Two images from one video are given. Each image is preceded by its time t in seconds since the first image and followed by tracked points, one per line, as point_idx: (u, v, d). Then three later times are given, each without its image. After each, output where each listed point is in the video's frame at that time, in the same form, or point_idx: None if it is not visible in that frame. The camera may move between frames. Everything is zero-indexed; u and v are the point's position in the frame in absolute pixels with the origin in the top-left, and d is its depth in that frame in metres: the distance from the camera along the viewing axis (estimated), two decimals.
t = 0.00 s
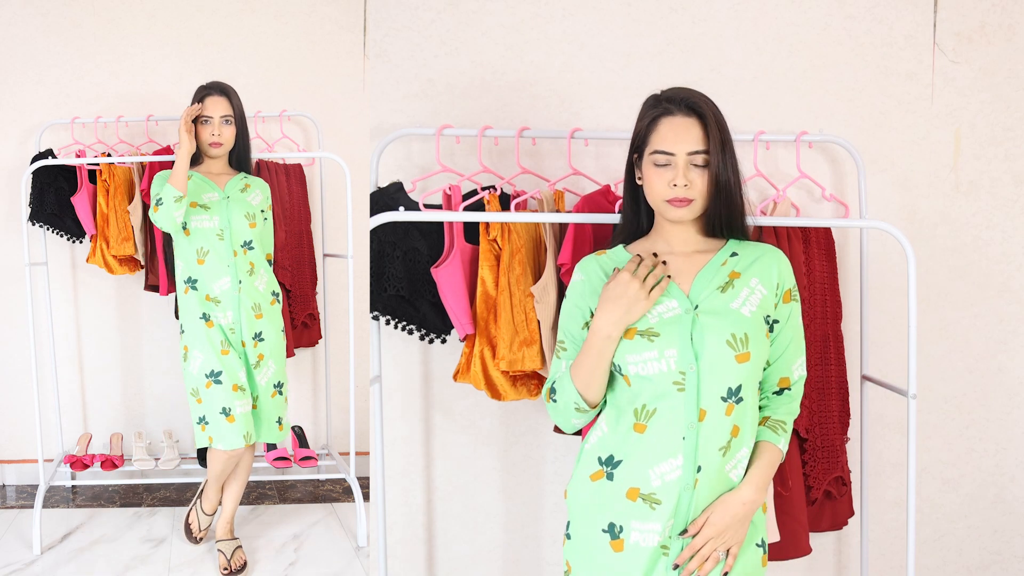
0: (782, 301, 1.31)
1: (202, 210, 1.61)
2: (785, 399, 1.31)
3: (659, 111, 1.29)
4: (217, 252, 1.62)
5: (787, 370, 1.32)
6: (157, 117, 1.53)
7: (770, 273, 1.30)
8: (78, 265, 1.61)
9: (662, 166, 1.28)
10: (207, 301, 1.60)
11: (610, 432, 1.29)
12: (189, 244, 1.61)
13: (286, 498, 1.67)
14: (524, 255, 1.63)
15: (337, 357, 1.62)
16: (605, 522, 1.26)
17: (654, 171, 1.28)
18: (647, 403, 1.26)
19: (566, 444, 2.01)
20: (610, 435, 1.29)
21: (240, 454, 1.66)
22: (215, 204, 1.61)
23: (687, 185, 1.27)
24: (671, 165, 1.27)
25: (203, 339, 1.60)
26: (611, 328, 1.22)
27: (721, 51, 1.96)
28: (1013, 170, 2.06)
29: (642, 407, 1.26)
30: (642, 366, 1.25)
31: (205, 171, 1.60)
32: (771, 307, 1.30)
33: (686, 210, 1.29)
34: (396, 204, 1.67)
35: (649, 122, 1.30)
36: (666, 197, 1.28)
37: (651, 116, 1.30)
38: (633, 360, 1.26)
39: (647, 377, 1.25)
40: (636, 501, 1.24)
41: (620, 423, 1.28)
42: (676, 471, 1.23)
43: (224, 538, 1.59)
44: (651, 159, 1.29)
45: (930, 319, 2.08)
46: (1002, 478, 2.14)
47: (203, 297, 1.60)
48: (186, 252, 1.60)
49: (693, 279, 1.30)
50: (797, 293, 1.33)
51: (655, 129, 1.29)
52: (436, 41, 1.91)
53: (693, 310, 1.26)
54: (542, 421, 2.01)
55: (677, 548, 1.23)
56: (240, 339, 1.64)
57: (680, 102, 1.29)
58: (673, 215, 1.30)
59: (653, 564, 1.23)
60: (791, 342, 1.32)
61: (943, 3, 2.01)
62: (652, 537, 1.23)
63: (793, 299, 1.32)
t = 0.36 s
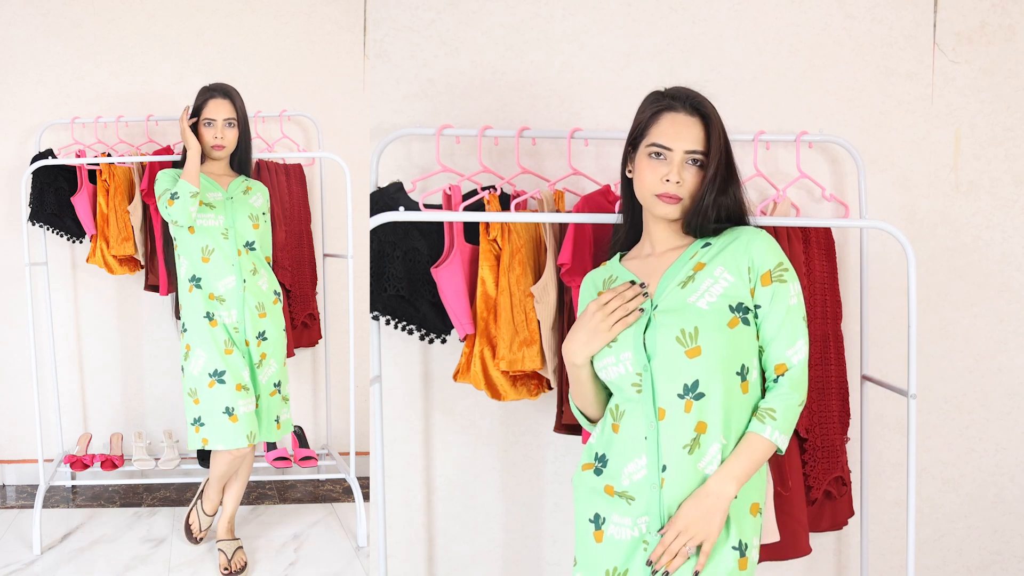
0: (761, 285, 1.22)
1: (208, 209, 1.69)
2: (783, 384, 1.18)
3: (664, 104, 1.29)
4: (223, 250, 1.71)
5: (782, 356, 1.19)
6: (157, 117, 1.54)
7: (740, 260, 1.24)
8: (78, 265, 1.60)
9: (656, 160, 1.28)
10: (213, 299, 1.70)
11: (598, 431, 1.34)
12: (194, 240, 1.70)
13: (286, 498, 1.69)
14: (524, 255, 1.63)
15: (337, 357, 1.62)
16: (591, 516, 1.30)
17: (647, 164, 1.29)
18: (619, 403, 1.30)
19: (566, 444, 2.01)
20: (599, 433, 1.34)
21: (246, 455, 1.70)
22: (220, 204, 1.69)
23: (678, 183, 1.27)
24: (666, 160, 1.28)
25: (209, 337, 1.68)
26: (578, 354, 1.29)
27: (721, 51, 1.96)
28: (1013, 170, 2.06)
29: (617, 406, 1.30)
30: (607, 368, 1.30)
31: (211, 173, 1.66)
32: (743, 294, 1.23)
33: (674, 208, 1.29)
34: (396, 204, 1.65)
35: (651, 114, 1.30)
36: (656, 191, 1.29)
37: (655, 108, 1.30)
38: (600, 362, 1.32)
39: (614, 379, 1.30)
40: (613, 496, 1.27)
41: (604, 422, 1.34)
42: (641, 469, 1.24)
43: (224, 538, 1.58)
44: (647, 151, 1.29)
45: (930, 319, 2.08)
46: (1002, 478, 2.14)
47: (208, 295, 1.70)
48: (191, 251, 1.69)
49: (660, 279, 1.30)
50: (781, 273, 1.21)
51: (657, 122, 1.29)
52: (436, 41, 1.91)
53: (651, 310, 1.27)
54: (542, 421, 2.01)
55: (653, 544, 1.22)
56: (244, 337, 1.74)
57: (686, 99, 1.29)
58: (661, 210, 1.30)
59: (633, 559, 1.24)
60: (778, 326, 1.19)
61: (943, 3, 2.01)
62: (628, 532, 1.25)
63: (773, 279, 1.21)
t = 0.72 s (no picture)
0: (775, 292, 1.26)
1: (192, 209, 1.76)
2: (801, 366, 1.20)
3: (670, 105, 1.30)
4: (207, 251, 1.77)
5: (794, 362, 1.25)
6: (157, 117, 1.55)
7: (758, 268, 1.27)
8: (78, 265, 1.60)
9: (666, 161, 1.28)
10: (196, 299, 1.72)
11: (598, 433, 1.31)
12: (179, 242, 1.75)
13: (286, 498, 1.71)
14: (524, 255, 1.63)
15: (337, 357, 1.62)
16: (590, 521, 1.27)
17: (658, 165, 1.28)
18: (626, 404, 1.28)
19: (566, 444, 2.01)
20: (599, 435, 1.31)
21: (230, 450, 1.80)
22: (206, 204, 1.77)
23: (690, 182, 1.27)
24: (676, 160, 1.28)
25: (185, 337, 1.68)
26: (597, 390, 1.24)
27: (721, 51, 1.96)
28: (1013, 170, 2.06)
29: (624, 407, 1.28)
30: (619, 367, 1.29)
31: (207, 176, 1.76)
32: (760, 302, 1.27)
33: (687, 207, 1.28)
34: (396, 204, 1.63)
35: (657, 116, 1.31)
36: (668, 191, 1.28)
37: (661, 110, 1.30)
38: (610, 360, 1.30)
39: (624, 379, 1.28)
40: (617, 500, 1.25)
41: (606, 423, 1.30)
42: (652, 471, 1.22)
43: (224, 538, 1.58)
44: (657, 153, 1.29)
45: (930, 319, 2.08)
46: (1002, 478, 2.14)
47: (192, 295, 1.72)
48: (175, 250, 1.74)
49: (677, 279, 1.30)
50: (796, 283, 1.26)
51: (663, 123, 1.29)
52: (436, 41, 1.91)
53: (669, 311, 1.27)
54: (542, 421, 2.01)
55: (662, 548, 1.20)
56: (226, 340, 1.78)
57: (691, 99, 1.29)
58: (675, 210, 1.29)
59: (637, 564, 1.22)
60: (795, 330, 1.24)
61: (943, 3, 2.01)
62: (634, 536, 1.22)
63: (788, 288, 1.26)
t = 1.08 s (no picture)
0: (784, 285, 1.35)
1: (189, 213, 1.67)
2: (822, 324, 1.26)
3: (672, 106, 1.29)
4: (203, 255, 1.71)
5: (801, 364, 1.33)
6: (157, 117, 1.54)
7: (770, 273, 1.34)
8: (78, 265, 1.60)
9: (676, 162, 1.27)
10: (194, 303, 1.69)
11: (612, 434, 1.27)
12: (178, 247, 1.69)
13: (286, 498, 1.70)
14: (524, 255, 1.63)
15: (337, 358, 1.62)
16: (609, 528, 1.24)
17: (669, 167, 1.27)
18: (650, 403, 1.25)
19: (566, 444, 2.01)
20: (613, 436, 1.27)
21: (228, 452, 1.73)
22: (201, 207, 1.69)
23: (704, 178, 1.25)
24: (686, 159, 1.26)
25: (183, 343, 1.64)
26: (633, 404, 1.20)
27: (721, 51, 1.96)
28: (1013, 170, 2.06)
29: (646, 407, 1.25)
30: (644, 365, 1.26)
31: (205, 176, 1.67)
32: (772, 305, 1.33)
33: (703, 203, 1.26)
34: (396, 204, 1.61)
35: (661, 118, 1.30)
36: (682, 190, 1.26)
37: (664, 112, 1.30)
38: (634, 357, 1.27)
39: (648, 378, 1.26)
40: (641, 505, 1.23)
41: (621, 422, 1.26)
42: (680, 475, 1.22)
43: (223, 538, 1.59)
44: (667, 154, 1.28)
45: (930, 319, 2.08)
46: (1002, 478, 2.14)
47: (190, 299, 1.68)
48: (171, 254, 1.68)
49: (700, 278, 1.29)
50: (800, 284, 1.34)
51: (669, 124, 1.28)
52: (436, 41, 1.91)
53: (697, 311, 1.27)
54: (542, 421, 2.01)
55: (686, 553, 1.22)
56: (225, 342, 1.73)
57: (693, 97, 1.29)
58: (691, 209, 1.27)
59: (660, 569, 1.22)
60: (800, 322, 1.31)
61: (943, 3, 2.01)
62: (657, 543, 1.22)
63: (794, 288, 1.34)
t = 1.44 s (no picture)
0: (784, 280, 1.31)
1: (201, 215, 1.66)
2: (790, 325, 1.21)
3: (678, 104, 1.29)
4: (219, 255, 1.69)
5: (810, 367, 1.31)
6: (157, 117, 1.54)
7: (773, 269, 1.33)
8: (78, 265, 1.60)
9: (684, 160, 1.27)
10: (211, 304, 1.67)
11: (617, 433, 1.28)
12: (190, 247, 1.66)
13: (286, 498, 1.68)
14: (524, 255, 1.63)
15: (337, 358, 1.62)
16: (609, 527, 1.25)
17: (677, 165, 1.27)
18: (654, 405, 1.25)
19: (566, 444, 2.01)
20: (617, 436, 1.28)
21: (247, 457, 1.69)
22: (214, 208, 1.67)
23: (713, 175, 1.25)
24: (695, 157, 1.26)
25: (207, 343, 1.66)
26: (647, 410, 1.20)
27: (721, 51, 1.96)
28: (1013, 170, 2.06)
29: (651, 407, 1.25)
30: (647, 366, 1.26)
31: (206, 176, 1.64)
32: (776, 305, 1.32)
33: (713, 200, 1.27)
34: (396, 204, 1.63)
35: (667, 116, 1.30)
36: (692, 188, 1.26)
37: (670, 110, 1.30)
38: (637, 359, 1.27)
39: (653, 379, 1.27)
40: (641, 505, 1.23)
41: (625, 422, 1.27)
42: (682, 476, 1.22)
43: (224, 538, 1.57)
44: (674, 152, 1.28)
45: (930, 319, 2.08)
46: (1002, 478, 2.14)
47: (206, 301, 1.67)
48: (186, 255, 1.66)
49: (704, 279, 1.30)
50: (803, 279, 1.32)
51: (676, 122, 1.28)
52: (436, 41, 1.91)
53: (701, 312, 1.27)
54: (542, 421, 2.01)
55: (685, 555, 1.22)
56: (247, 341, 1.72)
57: (698, 95, 1.30)
58: (702, 206, 1.27)
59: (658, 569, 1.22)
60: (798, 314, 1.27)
61: (943, 3, 2.01)
62: (656, 543, 1.22)
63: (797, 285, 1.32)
